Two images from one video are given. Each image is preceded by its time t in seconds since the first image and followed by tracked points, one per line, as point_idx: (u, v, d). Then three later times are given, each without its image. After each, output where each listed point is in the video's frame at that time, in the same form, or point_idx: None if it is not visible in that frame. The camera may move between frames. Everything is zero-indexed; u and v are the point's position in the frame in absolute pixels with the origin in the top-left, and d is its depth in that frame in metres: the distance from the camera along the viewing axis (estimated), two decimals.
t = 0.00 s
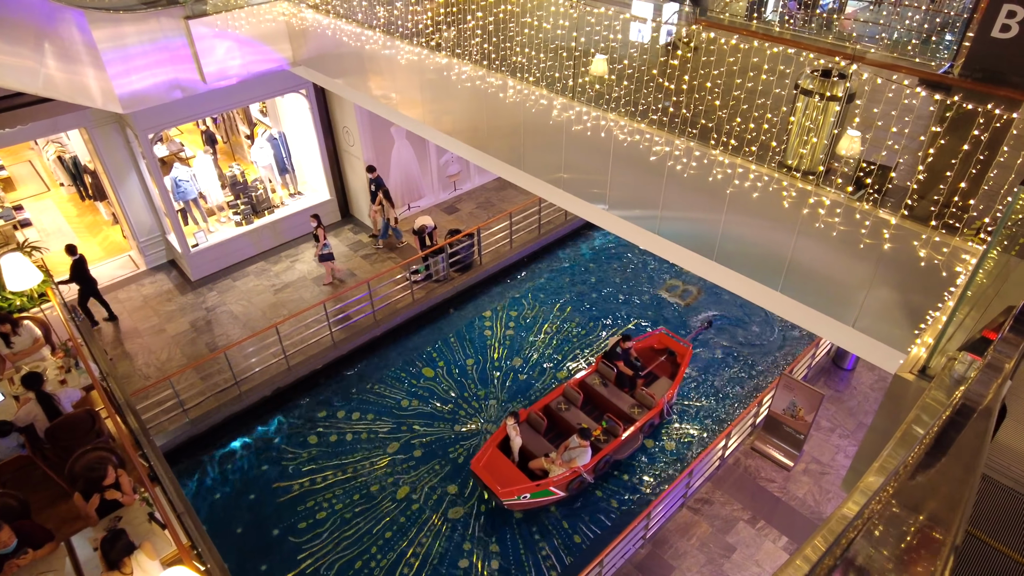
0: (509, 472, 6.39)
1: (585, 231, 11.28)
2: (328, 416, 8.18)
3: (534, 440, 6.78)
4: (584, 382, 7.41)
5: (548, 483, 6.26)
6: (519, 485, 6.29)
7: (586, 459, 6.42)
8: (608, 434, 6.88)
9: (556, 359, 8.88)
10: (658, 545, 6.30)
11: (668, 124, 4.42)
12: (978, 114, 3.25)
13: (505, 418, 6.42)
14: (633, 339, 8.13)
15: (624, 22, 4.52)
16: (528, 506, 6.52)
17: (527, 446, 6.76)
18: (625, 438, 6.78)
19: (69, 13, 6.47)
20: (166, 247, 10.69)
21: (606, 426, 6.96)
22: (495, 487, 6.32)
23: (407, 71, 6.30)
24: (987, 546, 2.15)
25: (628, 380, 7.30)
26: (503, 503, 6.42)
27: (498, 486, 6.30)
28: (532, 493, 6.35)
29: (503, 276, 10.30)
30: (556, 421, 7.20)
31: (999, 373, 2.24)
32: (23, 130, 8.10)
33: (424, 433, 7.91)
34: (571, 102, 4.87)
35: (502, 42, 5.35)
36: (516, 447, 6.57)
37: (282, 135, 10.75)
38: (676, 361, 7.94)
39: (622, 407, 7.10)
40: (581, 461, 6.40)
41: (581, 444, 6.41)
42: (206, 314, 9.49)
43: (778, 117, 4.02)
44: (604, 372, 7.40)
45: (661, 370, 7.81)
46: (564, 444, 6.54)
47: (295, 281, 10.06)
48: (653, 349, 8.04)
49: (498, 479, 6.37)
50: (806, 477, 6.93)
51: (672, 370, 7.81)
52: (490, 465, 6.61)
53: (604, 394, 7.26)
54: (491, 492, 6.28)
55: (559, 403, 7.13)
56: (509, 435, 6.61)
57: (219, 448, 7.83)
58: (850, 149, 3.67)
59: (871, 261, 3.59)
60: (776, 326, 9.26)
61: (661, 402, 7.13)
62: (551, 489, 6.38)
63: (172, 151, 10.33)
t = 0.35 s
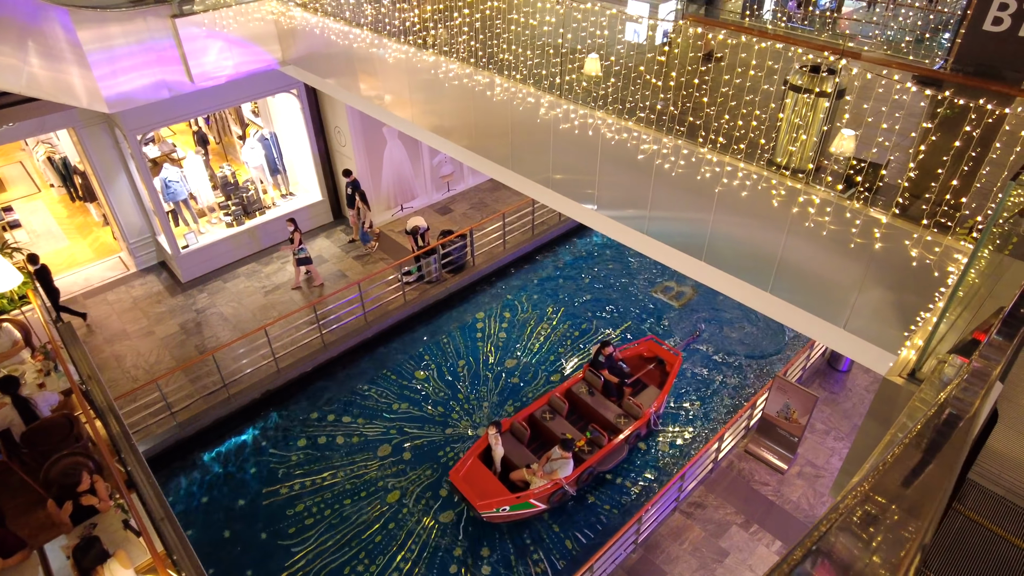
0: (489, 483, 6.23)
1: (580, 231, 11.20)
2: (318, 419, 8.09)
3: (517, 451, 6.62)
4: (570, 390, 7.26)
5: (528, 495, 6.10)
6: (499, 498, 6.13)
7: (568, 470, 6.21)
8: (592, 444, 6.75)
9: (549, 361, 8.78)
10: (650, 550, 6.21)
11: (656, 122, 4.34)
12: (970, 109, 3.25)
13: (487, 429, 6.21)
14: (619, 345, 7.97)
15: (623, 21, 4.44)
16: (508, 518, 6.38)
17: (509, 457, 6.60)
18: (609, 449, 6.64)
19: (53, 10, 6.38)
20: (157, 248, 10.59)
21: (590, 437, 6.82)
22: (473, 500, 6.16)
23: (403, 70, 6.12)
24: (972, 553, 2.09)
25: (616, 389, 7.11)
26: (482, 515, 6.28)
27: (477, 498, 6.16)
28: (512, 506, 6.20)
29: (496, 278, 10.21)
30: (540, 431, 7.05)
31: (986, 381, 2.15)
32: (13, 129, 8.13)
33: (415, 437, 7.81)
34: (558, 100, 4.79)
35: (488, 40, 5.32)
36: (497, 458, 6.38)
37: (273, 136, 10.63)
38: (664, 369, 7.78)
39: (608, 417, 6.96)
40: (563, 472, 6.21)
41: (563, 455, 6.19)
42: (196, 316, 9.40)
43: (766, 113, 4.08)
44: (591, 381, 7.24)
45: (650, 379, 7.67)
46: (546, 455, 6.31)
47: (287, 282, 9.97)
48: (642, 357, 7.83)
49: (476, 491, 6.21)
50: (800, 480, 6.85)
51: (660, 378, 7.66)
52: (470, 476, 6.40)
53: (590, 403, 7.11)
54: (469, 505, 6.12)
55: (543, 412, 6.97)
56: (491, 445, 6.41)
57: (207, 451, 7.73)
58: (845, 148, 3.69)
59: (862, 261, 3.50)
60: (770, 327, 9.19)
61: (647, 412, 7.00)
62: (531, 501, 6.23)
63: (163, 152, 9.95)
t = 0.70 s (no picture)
0: (467, 500, 6.12)
1: (570, 235, 11.14)
2: (305, 425, 7.98)
3: (496, 467, 6.51)
4: (552, 402, 7.16)
5: (506, 511, 5.97)
6: (477, 515, 5.97)
7: (548, 485, 6.12)
8: (574, 458, 6.59)
9: (539, 365, 8.70)
10: (639, 557, 6.12)
11: (640, 122, 4.25)
12: (956, 107, 3.19)
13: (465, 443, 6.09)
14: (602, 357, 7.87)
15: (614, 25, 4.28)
16: (487, 536, 6.22)
17: (489, 472, 6.47)
18: (591, 462, 6.50)
19: (33, 12, 6.24)
20: (143, 254, 10.46)
21: (572, 450, 6.66)
22: (451, 518, 6.03)
23: (389, 72, 6.00)
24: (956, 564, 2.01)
25: (598, 401, 7.10)
26: (459, 534, 6.12)
27: (454, 516, 6.04)
28: (490, 523, 6.04)
29: (485, 282, 10.13)
30: (521, 444, 6.92)
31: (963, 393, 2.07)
32: None
33: (403, 443, 7.71)
34: (543, 101, 4.72)
35: (471, 40, 5.25)
36: (476, 473, 6.24)
37: (261, 140, 10.53)
38: (647, 378, 7.71)
39: (590, 429, 6.82)
40: (541, 487, 6.11)
41: (543, 470, 6.10)
42: (182, 322, 9.28)
43: (749, 113, 4.05)
44: (574, 392, 7.16)
45: (633, 389, 7.62)
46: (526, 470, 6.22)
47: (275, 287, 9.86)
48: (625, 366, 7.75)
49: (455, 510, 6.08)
50: (791, 485, 6.78)
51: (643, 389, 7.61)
52: (448, 493, 6.28)
53: (573, 415, 6.99)
54: (447, 524, 5.98)
55: (524, 425, 6.83)
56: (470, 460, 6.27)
57: (192, 459, 7.61)
58: (835, 150, 3.60)
59: (848, 263, 3.44)
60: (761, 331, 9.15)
61: (631, 424, 6.85)
62: (510, 518, 6.10)
63: (151, 157, 9.87)
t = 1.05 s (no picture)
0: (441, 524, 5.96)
1: (558, 243, 11.08)
2: (288, 438, 7.84)
3: (472, 488, 6.32)
4: (528, 419, 7.01)
5: (482, 535, 5.82)
6: (451, 541, 5.84)
7: (525, 507, 5.92)
8: (551, 477, 6.46)
9: (526, 375, 8.60)
10: (627, 570, 6.01)
11: (618, 128, 4.18)
12: (933, 108, 3.14)
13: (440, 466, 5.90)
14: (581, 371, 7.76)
15: (601, 32, 4.35)
16: (463, 560, 6.09)
17: (464, 494, 6.28)
18: (570, 482, 6.39)
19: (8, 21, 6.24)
20: (125, 266, 10.30)
21: (550, 469, 6.53)
22: (425, 544, 5.86)
23: (375, 84, 5.88)
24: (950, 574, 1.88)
25: (576, 417, 6.94)
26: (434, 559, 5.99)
27: (428, 541, 5.88)
28: (466, 548, 5.89)
29: (471, 291, 10.03)
30: (497, 464, 6.75)
31: (964, 387, 1.90)
32: None
33: (387, 456, 7.58)
34: (521, 107, 4.64)
35: (449, 47, 5.17)
36: (451, 495, 6.06)
37: (244, 150, 10.47)
38: (625, 392, 7.61)
39: (569, 446, 6.70)
40: (518, 510, 5.92)
41: (520, 492, 5.84)
42: (163, 335, 9.13)
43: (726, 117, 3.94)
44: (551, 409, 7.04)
45: (610, 404, 7.53)
46: (502, 491, 5.97)
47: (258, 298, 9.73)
48: (602, 379, 7.67)
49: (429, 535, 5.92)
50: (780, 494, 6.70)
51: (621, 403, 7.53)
52: (423, 517, 6.10)
53: (550, 433, 6.86)
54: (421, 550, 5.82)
55: (502, 444, 6.68)
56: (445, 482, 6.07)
57: (172, 475, 7.43)
58: (821, 157, 3.55)
59: (830, 268, 3.38)
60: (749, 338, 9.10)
61: (609, 440, 6.76)
62: (486, 542, 5.93)
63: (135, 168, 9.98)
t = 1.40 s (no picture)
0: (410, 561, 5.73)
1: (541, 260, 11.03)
2: (266, 462, 7.66)
3: (442, 521, 6.13)
4: (501, 447, 6.85)
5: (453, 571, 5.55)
6: None
7: (497, 541, 5.68)
8: (525, 507, 6.26)
9: (509, 394, 8.48)
10: None
11: (590, 143, 4.18)
12: (902, 118, 3.13)
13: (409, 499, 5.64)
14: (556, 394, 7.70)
15: (581, 49, 4.23)
16: None
17: (435, 528, 6.08)
18: (544, 511, 6.19)
19: None
20: (101, 288, 10.09)
21: (523, 499, 6.32)
22: None
23: (352, 102, 5.81)
24: None
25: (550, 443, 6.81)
26: None
27: None
28: None
29: (454, 310, 9.93)
30: (468, 495, 6.53)
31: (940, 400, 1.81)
32: None
33: (367, 479, 7.41)
34: (494, 122, 4.64)
35: (422, 63, 5.18)
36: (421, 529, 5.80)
37: (223, 169, 10.36)
38: (601, 415, 7.51)
39: (543, 474, 6.54)
40: (490, 543, 5.66)
41: (492, 525, 5.61)
42: (139, 358, 8.93)
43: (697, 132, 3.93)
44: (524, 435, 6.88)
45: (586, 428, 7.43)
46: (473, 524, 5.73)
47: (238, 319, 9.58)
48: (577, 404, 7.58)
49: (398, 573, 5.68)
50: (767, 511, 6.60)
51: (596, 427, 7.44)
52: (393, 554, 5.88)
53: (523, 460, 6.69)
54: None
55: (474, 475, 6.49)
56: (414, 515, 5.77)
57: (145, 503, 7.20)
58: (798, 169, 3.45)
59: (805, 281, 3.35)
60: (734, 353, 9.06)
61: (584, 466, 6.61)
62: None
63: (113, 189, 9.81)
